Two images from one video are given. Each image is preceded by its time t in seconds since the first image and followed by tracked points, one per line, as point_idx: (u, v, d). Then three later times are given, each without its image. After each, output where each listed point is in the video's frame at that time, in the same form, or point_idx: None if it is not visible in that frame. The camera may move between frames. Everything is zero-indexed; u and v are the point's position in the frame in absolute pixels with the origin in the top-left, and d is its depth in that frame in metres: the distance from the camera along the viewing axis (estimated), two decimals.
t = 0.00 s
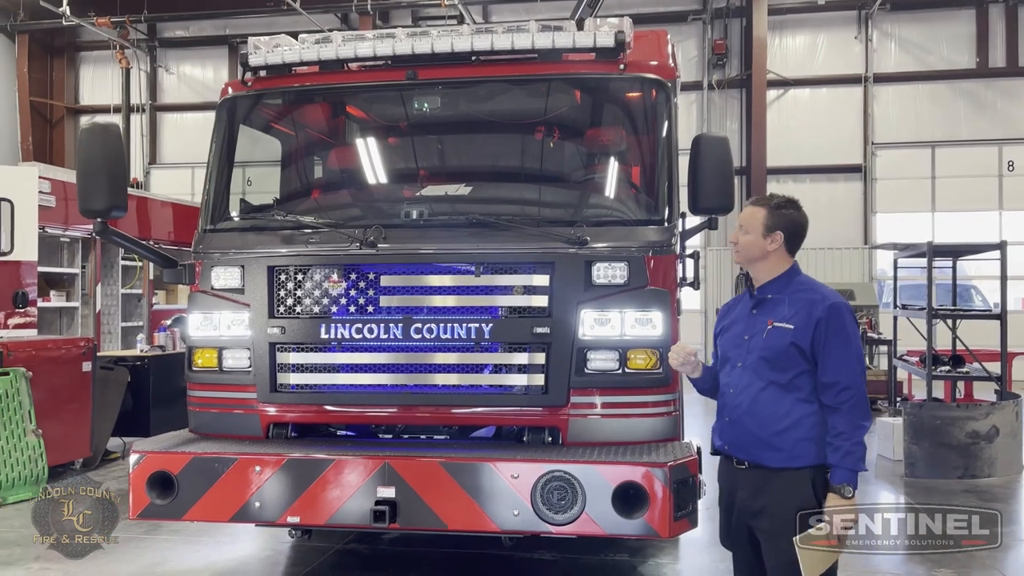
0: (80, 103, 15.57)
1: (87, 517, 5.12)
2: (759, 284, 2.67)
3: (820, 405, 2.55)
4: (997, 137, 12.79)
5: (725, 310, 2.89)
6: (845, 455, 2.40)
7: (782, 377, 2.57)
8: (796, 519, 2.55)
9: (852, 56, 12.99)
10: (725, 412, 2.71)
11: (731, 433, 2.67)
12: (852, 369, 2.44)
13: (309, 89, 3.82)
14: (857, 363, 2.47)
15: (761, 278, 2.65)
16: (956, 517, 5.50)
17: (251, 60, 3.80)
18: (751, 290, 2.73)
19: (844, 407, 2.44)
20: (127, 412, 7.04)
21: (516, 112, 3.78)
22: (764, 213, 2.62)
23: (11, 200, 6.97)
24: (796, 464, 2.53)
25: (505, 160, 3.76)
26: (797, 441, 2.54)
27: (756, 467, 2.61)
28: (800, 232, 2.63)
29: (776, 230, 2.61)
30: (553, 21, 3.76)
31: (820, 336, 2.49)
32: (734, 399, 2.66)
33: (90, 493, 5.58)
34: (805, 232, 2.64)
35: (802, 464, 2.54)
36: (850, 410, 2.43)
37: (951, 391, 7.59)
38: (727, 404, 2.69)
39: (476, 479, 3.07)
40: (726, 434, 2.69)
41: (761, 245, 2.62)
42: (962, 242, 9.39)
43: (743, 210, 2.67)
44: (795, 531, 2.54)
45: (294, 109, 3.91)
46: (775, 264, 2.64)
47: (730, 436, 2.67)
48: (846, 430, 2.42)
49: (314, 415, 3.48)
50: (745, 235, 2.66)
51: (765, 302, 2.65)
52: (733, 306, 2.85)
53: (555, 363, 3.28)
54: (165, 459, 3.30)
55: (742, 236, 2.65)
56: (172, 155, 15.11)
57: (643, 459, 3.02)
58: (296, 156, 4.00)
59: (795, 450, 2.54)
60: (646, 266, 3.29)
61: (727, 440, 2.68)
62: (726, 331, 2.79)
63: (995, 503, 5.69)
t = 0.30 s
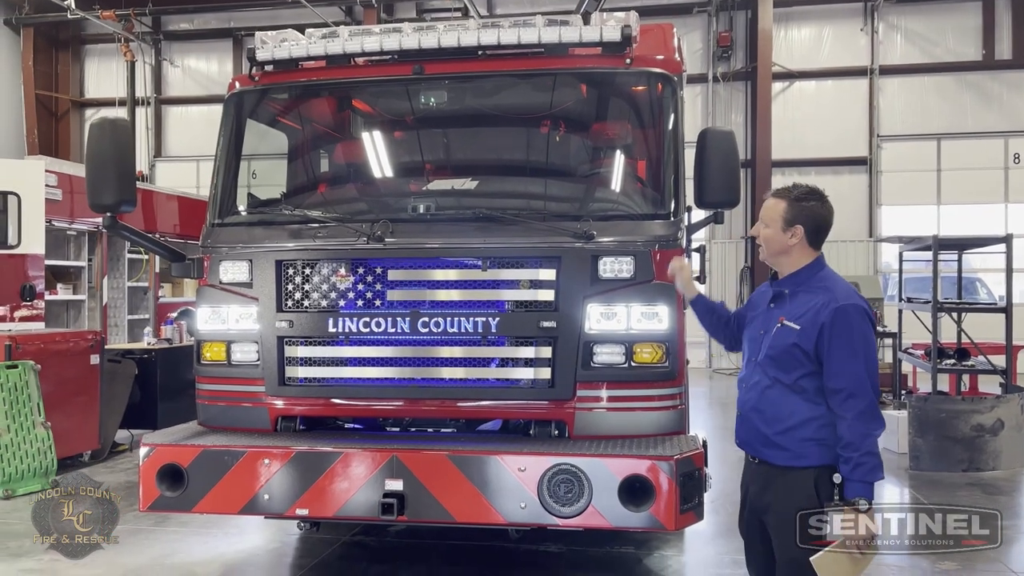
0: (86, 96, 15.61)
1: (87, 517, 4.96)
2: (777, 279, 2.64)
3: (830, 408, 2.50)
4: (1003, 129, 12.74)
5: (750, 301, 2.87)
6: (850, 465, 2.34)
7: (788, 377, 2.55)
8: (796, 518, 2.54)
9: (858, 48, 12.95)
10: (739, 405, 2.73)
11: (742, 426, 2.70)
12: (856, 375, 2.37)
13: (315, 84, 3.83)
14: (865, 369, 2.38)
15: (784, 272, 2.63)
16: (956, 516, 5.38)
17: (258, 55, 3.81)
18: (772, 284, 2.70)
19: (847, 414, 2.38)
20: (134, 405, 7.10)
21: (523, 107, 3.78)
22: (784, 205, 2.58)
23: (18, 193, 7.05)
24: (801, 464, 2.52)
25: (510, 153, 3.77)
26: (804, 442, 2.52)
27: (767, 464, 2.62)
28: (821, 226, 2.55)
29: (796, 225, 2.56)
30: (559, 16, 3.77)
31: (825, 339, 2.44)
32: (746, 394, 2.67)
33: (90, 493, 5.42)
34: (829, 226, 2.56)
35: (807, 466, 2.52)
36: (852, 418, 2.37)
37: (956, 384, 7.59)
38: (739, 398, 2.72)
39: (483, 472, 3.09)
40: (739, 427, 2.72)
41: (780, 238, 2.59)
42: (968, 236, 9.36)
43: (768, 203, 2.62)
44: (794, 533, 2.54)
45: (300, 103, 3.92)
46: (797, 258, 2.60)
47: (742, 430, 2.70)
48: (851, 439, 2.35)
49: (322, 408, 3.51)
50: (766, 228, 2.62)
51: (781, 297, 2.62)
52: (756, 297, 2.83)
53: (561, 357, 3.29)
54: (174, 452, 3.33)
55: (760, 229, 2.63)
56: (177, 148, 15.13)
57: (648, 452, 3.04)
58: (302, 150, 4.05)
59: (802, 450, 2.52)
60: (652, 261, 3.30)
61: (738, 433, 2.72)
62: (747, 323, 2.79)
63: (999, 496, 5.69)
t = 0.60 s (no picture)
0: (88, 91, 15.60)
1: (87, 517, 4.91)
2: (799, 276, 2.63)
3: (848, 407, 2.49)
4: (1007, 124, 12.68)
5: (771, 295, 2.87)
6: (861, 467, 2.32)
7: (807, 374, 2.54)
8: (795, 519, 2.58)
9: (862, 42, 12.92)
10: (757, 401, 2.74)
11: (760, 421, 2.71)
12: (873, 376, 2.35)
13: (319, 79, 3.81)
14: (882, 371, 2.36)
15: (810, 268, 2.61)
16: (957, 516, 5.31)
17: (262, 50, 3.80)
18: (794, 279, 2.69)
19: (860, 416, 2.36)
20: (138, 399, 7.12)
21: (527, 102, 3.78)
22: (837, 204, 2.50)
23: (22, 187, 7.09)
24: (817, 463, 2.53)
25: (514, 148, 3.78)
26: (820, 441, 2.52)
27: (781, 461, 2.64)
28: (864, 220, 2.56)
29: (845, 221, 2.53)
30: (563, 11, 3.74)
31: (844, 339, 2.42)
32: (766, 389, 2.68)
33: (90, 493, 5.42)
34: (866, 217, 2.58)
35: (821, 464, 2.52)
36: (865, 419, 2.35)
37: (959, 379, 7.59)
38: (759, 392, 2.73)
39: (488, 468, 3.09)
40: (757, 422, 2.73)
41: (831, 237, 2.51)
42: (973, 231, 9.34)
43: (813, 199, 2.51)
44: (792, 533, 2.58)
45: (303, 98, 3.90)
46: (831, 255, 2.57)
47: (759, 426, 2.71)
48: (863, 440, 2.33)
49: (327, 404, 3.51)
50: (797, 225, 2.55)
51: (803, 293, 2.61)
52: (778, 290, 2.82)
53: (565, 353, 3.30)
54: (179, 448, 3.33)
55: (812, 230, 2.51)
56: (180, 143, 15.14)
57: (653, 448, 3.05)
58: (305, 145, 4.04)
59: (818, 448, 2.52)
60: (657, 256, 3.29)
61: (756, 428, 2.73)
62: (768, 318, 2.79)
63: (1003, 491, 5.70)
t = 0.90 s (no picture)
0: (90, 88, 15.60)
1: (87, 517, 4.88)
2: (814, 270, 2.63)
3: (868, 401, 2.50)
4: (1010, 120, 12.59)
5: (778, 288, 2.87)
6: (886, 462, 2.33)
7: (826, 369, 2.55)
8: (796, 519, 2.64)
9: (864, 39, 12.90)
10: (770, 396, 2.74)
11: (774, 416, 2.71)
12: (898, 370, 2.37)
13: (321, 76, 3.81)
14: (907, 365, 2.37)
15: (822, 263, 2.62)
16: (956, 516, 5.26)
17: (265, 47, 3.79)
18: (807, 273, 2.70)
19: (886, 409, 2.38)
20: (140, 396, 7.11)
21: (530, 99, 3.78)
22: (853, 201, 2.51)
23: (25, 184, 7.10)
24: (839, 458, 2.53)
25: (517, 145, 3.78)
26: (842, 436, 2.52)
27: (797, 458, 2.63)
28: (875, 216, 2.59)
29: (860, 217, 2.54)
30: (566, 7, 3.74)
31: (867, 333, 2.43)
32: (782, 384, 2.68)
33: (90, 493, 5.38)
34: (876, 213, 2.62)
35: (842, 460, 2.53)
36: (890, 414, 2.36)
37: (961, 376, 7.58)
38: (773, 387, 2.72)
39: (492, 465, 3.10)
40: (770, 417, 2.73)
41: (848, 235, 2.52)
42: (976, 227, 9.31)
43: (831, 195, 2.51)
44: (795, 532, 2.66)
45: (306, 95, 3.90)
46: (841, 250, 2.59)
47: (774, 420, 2.71)
48: (887, 434, 2.35)
49: (330, 401, 3.52)
50: (817, 221, 2.54)
51: (816, 287, 2.61)
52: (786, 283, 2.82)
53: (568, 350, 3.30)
54: (183, 445, 3.34)
55: (834, 226, 2.52)
56: (182, 140, 15.13)
57: (655, 444, 3.05)
58: (307, 142, 4.03)
59: (840, 443, 2.53)
60: (660, 253, 3.29)
61: (769, 423, 2.73)
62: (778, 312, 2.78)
63: (1004, 488, 5.70)
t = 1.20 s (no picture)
0: (90, 87, 15.60)
1: (87, 517, 4.87)
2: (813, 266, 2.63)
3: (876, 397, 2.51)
4: (1010, 119, 12.55)
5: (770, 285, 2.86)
6: (907, 458, 2.35)
7: (832, 366, 2.54)
8: (797, 518, 2.63)
9: (864, 37, 12.90)
10: (771, 394, 2.72)
11: (776, 415, 2.68)
12: (910, 366, 2.39)
13: (321, 74, 3.80)
14: (917, 360, 2.40)
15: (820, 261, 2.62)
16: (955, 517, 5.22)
17: (264, 45, 3.79)
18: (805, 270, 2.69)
19: (902, 406, 2.39)
20: (140, 394, 7.11)
21: (530, 97, 3.78)
22: (850, 198, 2.52)
23: (24, 182, 7.08)
24: (851, 456, 2.52)
25: (518, 143, 3.78)
26: (853, 433, 2.52)
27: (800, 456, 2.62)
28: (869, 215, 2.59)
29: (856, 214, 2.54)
30: (566, 5, 3.73)
31: (875, 330, 2.44)
32: (784, 382, 2.66)
33: (90, 493, 5.36)
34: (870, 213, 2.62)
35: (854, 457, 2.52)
36: (906, 411, 2.38)
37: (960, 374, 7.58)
38: (774, 385, 2.70)
39: (492, 463, 3.10)
40: (771, 416, 2.71)
41: (846, 232, 2.52)
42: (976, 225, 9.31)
43: (826, 193, 2.51)
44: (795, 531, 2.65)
45: (305, 94, 3.90)
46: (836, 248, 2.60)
47: (776, 419, 2.68)
48: (905, 432, 2.37)
49: (329, 399, 3.52)
50: (815, 220, 2.54)
51: (815, 285, 2.60)
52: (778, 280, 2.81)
53: (568, 348, 3.30)
54: (183, 443, 3.34)
55: (832, 224, 2.52)
56: (182, 138, 15.12)
57: (655, 443, 3.05)
58: (307, 140, 4.03)
59: (851, 440, 2.52)
60: (660, 252, 3.29)
61: (771, 422, 2.70)
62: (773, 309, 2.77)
63: (1004, 486, 5.70)
